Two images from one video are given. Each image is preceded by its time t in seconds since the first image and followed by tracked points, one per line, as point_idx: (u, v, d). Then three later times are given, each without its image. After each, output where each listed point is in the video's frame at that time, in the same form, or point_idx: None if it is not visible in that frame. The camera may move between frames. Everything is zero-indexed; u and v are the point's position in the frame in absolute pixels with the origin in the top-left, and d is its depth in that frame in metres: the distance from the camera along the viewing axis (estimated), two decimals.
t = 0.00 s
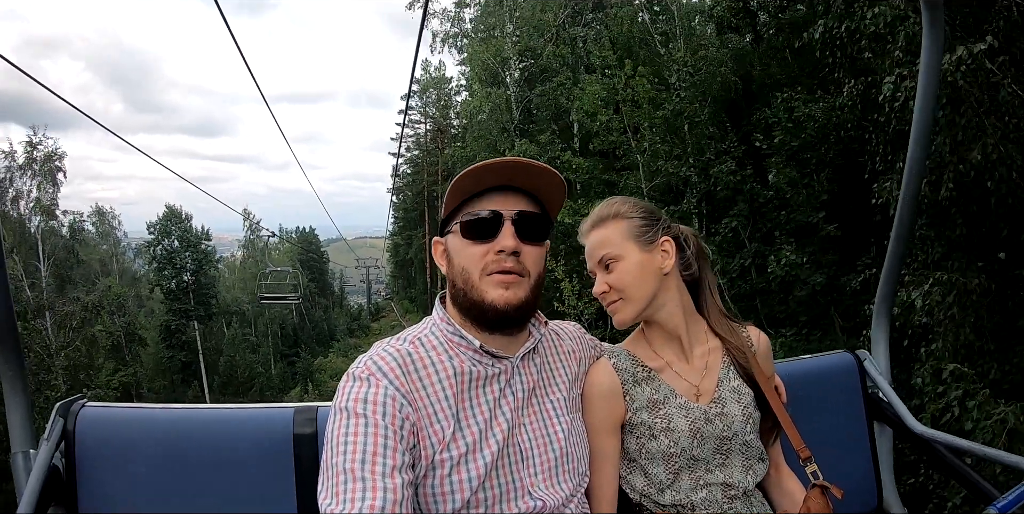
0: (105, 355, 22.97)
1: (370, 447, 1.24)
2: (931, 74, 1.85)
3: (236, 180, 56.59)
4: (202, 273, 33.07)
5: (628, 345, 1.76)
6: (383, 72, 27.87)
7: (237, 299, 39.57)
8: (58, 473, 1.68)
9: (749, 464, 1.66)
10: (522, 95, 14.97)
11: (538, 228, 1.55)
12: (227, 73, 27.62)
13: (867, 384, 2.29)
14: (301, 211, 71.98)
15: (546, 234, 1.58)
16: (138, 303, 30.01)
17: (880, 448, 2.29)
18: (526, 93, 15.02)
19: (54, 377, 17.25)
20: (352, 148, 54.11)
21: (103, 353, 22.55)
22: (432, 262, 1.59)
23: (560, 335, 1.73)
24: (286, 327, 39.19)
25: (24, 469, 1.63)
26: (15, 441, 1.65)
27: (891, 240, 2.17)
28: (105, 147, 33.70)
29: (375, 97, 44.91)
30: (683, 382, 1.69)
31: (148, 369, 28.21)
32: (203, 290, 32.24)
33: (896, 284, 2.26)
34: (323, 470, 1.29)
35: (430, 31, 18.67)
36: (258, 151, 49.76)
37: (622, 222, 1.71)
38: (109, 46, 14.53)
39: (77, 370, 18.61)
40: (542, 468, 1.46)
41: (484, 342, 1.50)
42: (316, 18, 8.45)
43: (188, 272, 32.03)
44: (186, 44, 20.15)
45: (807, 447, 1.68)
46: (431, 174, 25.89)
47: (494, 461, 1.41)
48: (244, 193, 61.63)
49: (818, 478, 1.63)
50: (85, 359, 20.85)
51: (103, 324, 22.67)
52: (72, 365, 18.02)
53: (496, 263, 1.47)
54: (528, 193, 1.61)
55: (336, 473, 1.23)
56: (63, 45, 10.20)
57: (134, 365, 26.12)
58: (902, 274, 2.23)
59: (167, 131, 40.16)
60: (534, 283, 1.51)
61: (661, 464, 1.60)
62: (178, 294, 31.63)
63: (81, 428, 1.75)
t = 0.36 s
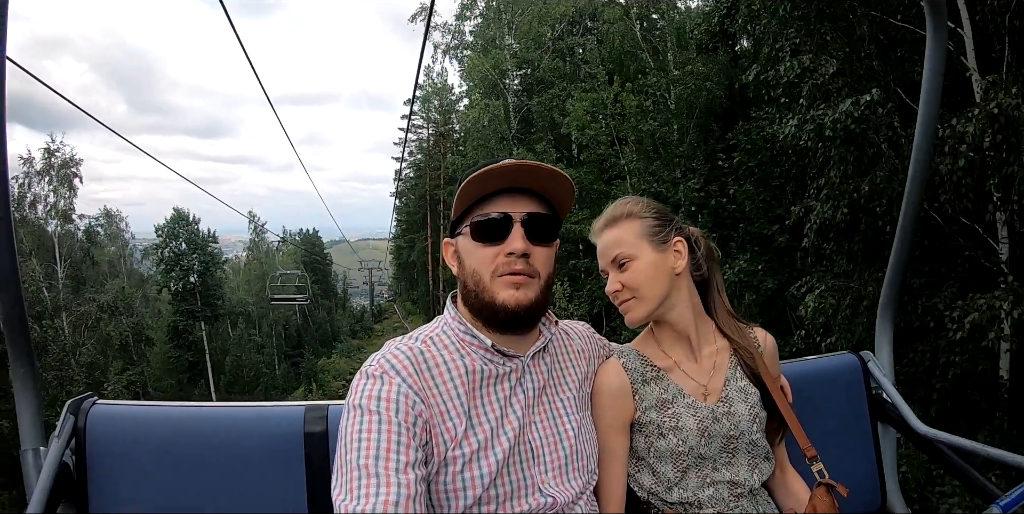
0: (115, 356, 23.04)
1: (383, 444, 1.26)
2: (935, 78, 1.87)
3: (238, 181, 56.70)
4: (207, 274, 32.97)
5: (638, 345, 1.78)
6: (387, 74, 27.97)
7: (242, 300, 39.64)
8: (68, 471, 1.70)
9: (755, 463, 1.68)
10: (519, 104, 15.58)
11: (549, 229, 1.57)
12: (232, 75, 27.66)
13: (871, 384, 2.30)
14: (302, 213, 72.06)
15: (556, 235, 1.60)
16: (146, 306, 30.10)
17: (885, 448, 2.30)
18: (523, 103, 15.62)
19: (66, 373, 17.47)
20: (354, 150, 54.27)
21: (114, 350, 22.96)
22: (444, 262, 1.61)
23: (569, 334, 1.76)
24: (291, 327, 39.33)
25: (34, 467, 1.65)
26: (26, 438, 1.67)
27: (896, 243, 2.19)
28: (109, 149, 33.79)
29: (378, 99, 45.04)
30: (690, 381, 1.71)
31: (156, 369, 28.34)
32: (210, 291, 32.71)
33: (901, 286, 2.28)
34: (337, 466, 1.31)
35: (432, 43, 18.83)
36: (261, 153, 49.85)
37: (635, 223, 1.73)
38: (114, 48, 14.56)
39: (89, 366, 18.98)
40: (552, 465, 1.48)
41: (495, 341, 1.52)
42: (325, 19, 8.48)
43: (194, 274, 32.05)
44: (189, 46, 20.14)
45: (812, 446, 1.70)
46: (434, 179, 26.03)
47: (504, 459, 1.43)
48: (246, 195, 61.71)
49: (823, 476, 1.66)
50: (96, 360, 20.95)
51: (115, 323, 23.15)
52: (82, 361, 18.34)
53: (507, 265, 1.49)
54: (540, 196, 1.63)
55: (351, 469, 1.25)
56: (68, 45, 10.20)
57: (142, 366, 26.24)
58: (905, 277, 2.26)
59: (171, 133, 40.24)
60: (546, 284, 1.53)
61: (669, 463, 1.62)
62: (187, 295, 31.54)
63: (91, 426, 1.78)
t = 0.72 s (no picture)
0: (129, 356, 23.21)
1: (376, 446, 1.25)
2: (937, 80, 1.85)
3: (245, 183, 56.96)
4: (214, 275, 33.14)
5: (635, 348, 1.77)
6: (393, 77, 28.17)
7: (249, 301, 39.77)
8: (67, 472, 1.70)
9: (754, 467, 1.67)
10: (519, 112, 15.74)
11: (546, 231, 1.56)
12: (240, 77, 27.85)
13: (873, 388, 2.28)
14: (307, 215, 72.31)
15: (554, 238, 1.59)
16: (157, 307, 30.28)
17: (887, 453, 2.28)
18: (523, 110, 15.79)
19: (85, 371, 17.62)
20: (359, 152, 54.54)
21: (129, 348, 23.22)
22: (441, 265, 1.61)
23: (567, 338, 1.74)
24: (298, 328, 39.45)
25: (33, 467, 1.65)
26: (25, 438, 1.67)
27: (898, 246, 2.17)
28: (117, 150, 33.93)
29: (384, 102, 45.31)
30: (688, 385, 1.70)
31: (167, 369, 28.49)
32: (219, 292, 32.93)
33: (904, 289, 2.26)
34: (330, 466, 1.30)
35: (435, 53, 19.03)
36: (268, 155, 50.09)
37: (636, 224, 1.72)
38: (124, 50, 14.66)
39: (107, 364, 19.06)
40: (547, 469, 1.47)
41: (490, 344, 1.51)
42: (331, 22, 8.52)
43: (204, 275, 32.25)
44: (199, 48, 20.27)
45: (813, 450, 1.68)
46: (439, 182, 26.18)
47: (499, 462, 1.42)
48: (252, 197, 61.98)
49: (823, 481, 1.64)
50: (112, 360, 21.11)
51: (131, 321, 23.31)
52: (99, 358, 18.46)
53: (505, 267, 1.48)
54: (538, 198, 1.62)
55: (344, 472, 1.24)
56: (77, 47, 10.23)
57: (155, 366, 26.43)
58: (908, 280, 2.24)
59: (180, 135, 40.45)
60: (543, 286, 1.52)
61: (667, 466, 1.61)
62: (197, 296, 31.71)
63: (90, 427, 1.78)
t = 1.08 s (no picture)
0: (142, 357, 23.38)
1: (379, 447, 1.25)
2: (940, 75, 1.84)
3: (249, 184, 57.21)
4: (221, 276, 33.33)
5: (638, 347, 1.77)
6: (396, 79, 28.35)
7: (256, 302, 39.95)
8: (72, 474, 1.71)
9: (758, 465, 1.66)
10: (519, 115, 15.87)
11: (548, 231, 1.56)
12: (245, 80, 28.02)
13: (878, 384, 2.27)
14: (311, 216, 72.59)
15: (556, 238, 1.58)
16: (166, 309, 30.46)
17: (892, 448, 2.27)
18: (523, 114, 15.91)
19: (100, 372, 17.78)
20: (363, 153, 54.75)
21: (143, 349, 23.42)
22: (442, 265, 1.61)
23: (570, 336, 1.74)
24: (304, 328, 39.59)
25: (38, 469, 1.67)
26: (31, 440, 1.68)
27: (903, 242, 2.16)
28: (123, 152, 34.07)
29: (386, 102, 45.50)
30: (692, 383, 1.69)
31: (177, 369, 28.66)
32: (228, 293, 33.16)
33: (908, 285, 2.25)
34: (333, 467, 1.30)
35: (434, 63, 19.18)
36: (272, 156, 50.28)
37: (641, 221, 1.72)
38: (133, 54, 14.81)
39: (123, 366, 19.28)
40: (551, 469, 1.47)
41: (494, 345, 1.51)
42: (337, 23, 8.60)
43: (212, 278, 32.45)
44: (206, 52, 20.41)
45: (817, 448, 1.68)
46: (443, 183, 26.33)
47: (503, 462, 1.42)
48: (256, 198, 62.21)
49: (829, 479, 1.64)
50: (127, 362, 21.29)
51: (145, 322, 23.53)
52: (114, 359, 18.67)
53: (507, 269, 1.48)
54: (541, 198, 1.62)
55: (346, 473, 1.24)
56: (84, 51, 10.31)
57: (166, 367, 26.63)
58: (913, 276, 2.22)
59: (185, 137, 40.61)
60: (545, 287, 1.52)
61: (672, 465, 1.61)
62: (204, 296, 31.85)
63: (95, 428, 1.79)
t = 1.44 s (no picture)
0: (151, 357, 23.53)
1: (386, 443, 1.26)
2: (938, 75, 1.86)
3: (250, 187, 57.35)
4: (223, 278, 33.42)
5: (646, 344, 1.78)
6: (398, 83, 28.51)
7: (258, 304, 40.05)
8: (78, 473, 1.73)
9: (761, 462, 1.67)
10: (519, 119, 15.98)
11: (556, 229, 1.57)
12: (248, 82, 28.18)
13: (880, 382, 2.28)
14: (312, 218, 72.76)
15: (565, 236, 1.60)
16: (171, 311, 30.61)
17: (894, 446, 2.28)
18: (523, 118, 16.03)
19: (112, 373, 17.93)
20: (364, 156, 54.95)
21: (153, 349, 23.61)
22: (450, 262, 1.62)
23: (575, 334, 1.75)
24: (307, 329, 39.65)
25: (44, 469, 1.69)
26: (36, 441, 1.69)
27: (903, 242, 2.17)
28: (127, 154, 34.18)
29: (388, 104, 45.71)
30: (695, 381, 1.70)
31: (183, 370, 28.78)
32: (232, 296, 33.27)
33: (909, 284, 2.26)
34: (339, 465, 1.31)
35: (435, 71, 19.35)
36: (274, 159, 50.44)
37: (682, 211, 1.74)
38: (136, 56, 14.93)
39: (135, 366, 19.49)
40: (555, 466, 1.48)
41: (500, 342, 1.53)
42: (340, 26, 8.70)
43: (216, 280, 32.59)
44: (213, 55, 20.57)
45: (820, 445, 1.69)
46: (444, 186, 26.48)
47: (508, 458, 1.43)
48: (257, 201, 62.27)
49: (832, 475, 1.65)
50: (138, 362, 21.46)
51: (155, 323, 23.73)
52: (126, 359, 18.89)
53: (517, 267, 1.49)
54: (548, 198, 1.63)
55: (354, 469, 1.26)
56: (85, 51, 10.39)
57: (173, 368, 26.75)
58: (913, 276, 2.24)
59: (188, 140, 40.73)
60: (555, 284, 1.54)
61: (676, 463, 1.62)
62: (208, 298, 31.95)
63: (100, 429, 1.80)
